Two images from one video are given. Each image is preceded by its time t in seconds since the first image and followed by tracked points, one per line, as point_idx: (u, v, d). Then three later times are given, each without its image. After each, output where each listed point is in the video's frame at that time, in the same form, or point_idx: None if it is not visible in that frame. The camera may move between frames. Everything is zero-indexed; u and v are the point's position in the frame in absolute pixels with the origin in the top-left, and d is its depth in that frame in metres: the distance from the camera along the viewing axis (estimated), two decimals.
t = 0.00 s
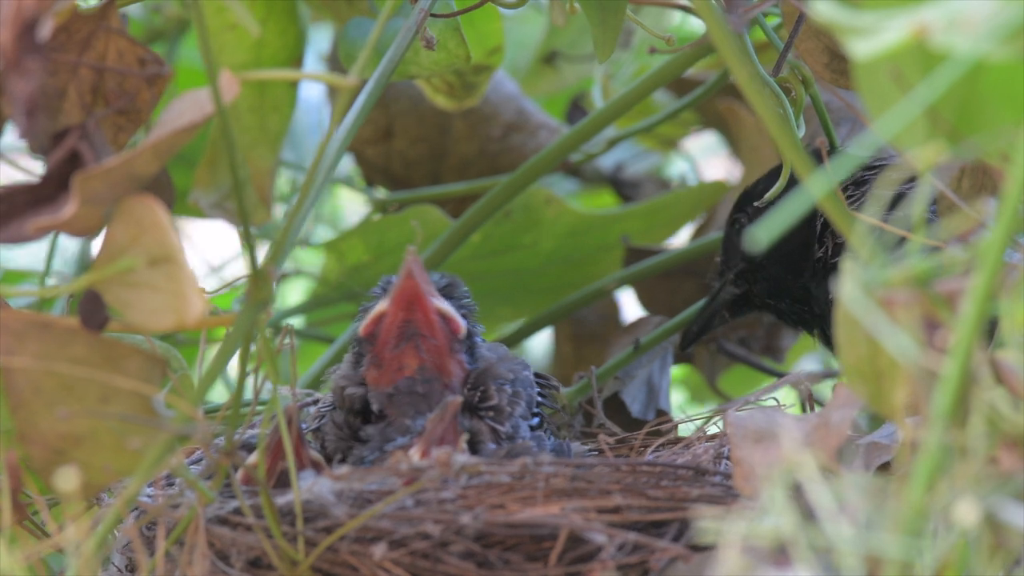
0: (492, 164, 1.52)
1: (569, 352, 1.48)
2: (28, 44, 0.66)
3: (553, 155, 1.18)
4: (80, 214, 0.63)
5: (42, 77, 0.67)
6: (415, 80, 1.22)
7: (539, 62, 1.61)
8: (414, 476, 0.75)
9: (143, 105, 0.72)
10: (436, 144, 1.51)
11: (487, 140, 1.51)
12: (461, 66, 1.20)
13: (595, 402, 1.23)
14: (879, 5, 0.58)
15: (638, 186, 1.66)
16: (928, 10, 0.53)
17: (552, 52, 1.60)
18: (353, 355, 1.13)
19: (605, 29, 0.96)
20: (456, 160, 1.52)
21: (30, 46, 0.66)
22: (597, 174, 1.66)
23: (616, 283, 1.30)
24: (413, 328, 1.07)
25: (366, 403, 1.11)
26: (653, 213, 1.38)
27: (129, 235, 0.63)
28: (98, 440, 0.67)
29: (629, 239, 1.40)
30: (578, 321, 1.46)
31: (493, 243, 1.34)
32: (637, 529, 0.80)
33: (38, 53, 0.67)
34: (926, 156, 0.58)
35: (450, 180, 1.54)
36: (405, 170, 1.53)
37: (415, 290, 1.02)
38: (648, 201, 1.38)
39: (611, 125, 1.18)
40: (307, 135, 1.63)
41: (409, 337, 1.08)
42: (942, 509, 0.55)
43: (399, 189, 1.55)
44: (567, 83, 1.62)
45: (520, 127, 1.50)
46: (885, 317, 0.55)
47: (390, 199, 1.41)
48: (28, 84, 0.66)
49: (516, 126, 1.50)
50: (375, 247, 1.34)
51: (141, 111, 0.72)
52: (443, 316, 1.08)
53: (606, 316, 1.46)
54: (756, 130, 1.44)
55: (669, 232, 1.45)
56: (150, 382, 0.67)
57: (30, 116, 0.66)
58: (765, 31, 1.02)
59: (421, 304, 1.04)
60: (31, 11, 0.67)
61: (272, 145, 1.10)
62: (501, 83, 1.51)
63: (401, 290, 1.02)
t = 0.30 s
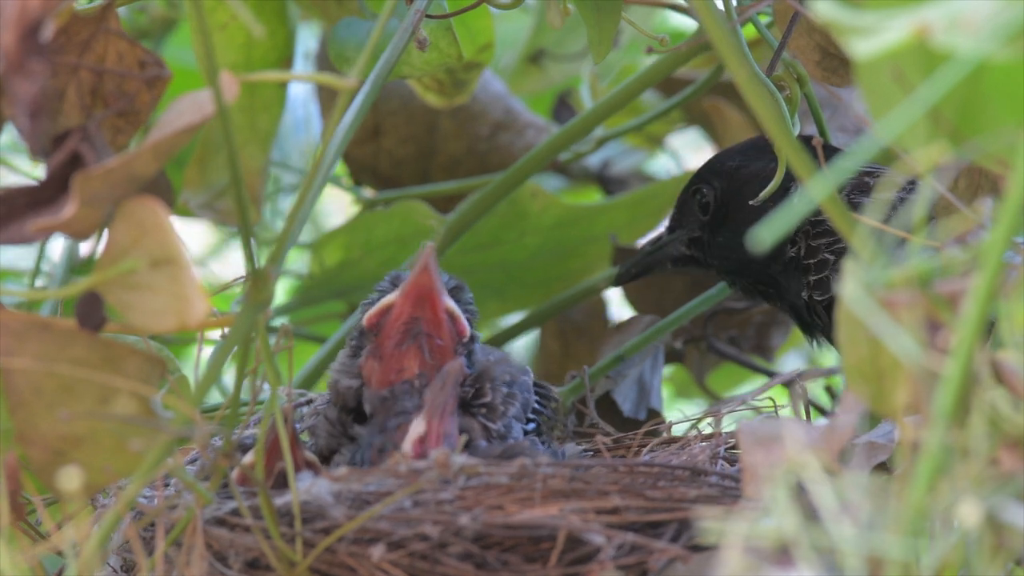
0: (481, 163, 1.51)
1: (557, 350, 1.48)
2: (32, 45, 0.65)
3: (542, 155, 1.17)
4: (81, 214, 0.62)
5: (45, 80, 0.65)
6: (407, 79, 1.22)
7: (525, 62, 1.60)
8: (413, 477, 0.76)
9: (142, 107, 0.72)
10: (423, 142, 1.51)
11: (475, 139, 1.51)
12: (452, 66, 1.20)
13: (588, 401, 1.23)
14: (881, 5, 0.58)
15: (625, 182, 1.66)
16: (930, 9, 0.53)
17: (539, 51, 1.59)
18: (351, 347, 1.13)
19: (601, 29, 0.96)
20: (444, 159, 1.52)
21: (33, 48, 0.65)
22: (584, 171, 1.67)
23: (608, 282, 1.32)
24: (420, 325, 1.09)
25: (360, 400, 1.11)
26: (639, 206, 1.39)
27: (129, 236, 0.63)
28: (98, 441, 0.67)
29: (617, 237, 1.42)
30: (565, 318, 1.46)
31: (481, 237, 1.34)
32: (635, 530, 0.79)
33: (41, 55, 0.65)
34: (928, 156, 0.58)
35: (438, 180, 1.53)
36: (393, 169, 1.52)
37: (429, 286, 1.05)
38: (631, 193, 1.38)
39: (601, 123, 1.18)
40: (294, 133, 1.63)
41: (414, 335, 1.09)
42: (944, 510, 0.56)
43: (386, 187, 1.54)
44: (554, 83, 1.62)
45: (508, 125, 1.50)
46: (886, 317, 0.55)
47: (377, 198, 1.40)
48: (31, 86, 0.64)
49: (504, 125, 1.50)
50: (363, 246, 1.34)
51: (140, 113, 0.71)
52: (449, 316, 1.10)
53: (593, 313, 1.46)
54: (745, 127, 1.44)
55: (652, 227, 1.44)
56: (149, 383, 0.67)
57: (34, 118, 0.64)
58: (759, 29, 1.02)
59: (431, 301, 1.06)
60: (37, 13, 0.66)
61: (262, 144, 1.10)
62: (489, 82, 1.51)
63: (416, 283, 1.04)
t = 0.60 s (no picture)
0: (491, 163, 1.52)
1: (566, 350, 1.48)
2: (26, 43, 0.65)
3: (550, 155, 1.17)
4: (79, 210, 0.63)
5: (41, 75, 0.67)
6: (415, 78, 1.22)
7: (537, 62, 1.61)
8: (413, 474, 0.76)
9: (141, 104, 0.72)
10: (435, 142, 1.51)
11: (486, 139, 1.51)
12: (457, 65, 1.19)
13: (595, 401, 1.23)
14: (878, 5, 0.58)
15: (637, 184, 1.65)
16: (925, 9, 0.52)
17: (551, 51, 1.60)
18: (351, 355, 1.15)
19: (604, 28, 0.97)
20: (455, 159, 1.52)
21: (26, 44, 0.65)
22: (596, 173, 1.66)
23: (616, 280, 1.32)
24: (419, 324, 1.09)
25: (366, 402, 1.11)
26: (646, 208, 1.41)
27: (126, 233, 0.63)
28: (96, 438, 0.68)
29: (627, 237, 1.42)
30: (574, 318, 1.46)
31: (489, 238, 1.34)
32: (636, 529, 0.79)
33: (33, 50, 0.66)
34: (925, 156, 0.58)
35: (448, 180, 1.53)
36: (404, 168, 1.52)
37: (425, 283, 1.05)
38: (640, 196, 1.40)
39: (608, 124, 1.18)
40: (306, 132, 1.63)
41: (413, 333, 1.10)
42: (939, 510, 0.56)
43: (394, 186, 1.53)
44: (565, 83, 1.62)
45: (519, 125, 1.51)
46: (884, 317, 0.55)
47: (388, 198, 1.41)
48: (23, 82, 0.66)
49: (515, 125, 1.51)
50: (373, 245, 1.34)
51: (138, 110, 0.72)
52: (448, 314, 1.11)
53: (601, 315, 1.47)
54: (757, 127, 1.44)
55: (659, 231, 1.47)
56: (147, 381, 0.67)
57: (28, 114, 0.66)
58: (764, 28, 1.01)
59: (427, 298, 1.06)
60: (29, 10, 0.66)
61: (270, 142, 1.10)
62: (499, 82, 1.52)
63: (411, 281, 1.04)
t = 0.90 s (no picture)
0: (474, 167, 1.51)
1: (551, 355, 1.48)
2: (26, 46, 0.66)
3: (534, 159, 1.17)
4: (74, 212, 0.62)
5: (35, 80, 0.66)
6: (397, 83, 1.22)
7: (519, 66, 1.60)
8: (407, 478, 0.75)
9: (134, 108, 0.71)
10: (418, 147, 1.51)
11: (469, 144, 1.51)
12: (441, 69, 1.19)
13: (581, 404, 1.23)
14: (876, 6, 0.58)
15: (619, 188, 1.65)
16: (924, 10, 0.53)
17: (533, 55, 1.59)
18: (345, 354, 1.15)
19: (594, 35, 0.96)
20: (438, 163, 1.51)
21: (24, 48, 0.66)
22: (578, 176, 1.66)
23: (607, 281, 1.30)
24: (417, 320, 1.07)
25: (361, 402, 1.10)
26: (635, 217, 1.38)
27: (121, 237, 0.63)
28: (92, 444, 0.67)
29: (610, 242, 1.39)
30: (560, 324, 1.46)
31: (474, 245, 1.34)
32: (629, 532, 0.79)
33: (32, 56, 0.66)
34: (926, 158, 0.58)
35: (432, 183, 1.53)
36: (387, 174, 1.52)
37: (423, 282, 1.02)
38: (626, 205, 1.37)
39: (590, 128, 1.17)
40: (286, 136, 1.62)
41: (410, 330, 1.09)
42: (940, 509, 0.56)
43: (378, 192, 1.53)
44: (547, 88, 1.61)
45: (501, 130, 1.50)
46: (886, 319, 0.55)
47: (372, 202, 1.39)
48: (21, 87, 0.65)
49: (497, 129, 1.50)
50: (357, 251, 1.34)
51: (133, 114, 0.71)
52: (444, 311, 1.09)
53: (586, 320, 1.46)
54: (737, 131, 1.45)
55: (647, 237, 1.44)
56: (142, 386, 0.67)
57: (24, 119, 0.66)
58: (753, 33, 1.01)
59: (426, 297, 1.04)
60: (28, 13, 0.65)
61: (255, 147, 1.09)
62: (483, 86, 1.52)
63: (409, 279, 1.02)
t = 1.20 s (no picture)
0: (463, 167, 1.51)
1: (542, 356, 1.47)
2: (27, 52, 0.65)
3: (525, 159, 1.17)
4: (75, 218, 0.63)
5: (39, 83, 0.66)
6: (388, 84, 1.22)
7: (505, 66, 1.59)
8: (405, 480, 0.76)
9: (132, 111, 0.72)
10: (405, 147, 1.50)
11: (457, 145, 1.51)
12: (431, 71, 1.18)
13: (574, 405, 1.23)
14: (878, 6, 0.58)
15: (605, 187, 1.63)
16: (927, 10, 0.52)
17: (519, 55, 1.58)
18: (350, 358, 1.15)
19: (587, 41, 0.96)
20: (425, 164, 1.51)
21: (27, 51, 0.65)
22: (564, 176, 1.65)
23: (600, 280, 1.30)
24: (407, 319, 1.10)
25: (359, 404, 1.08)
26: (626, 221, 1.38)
27: (119, 240, 0.63)
28: (92, 446, 0.67)
29: (599, 241, 1.39)
30: (549, 324, 1.46)
31: (466, 247, 1.34)
32: (627, 533, 0.79)
33: (35, 58, 0.66)
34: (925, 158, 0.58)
35: (420, 184, 1.53)
36: (374, 176, 1.52)
37: (410, 279, 1.05)
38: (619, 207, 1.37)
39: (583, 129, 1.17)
40: (272, 138, 1.62)
41: (402, 330, 1.11)
42: (940, 510, 0.56)
43: (367, 193, 1.53)
44: (532, 88, 1.60)
45: (489, 129, 1.50)
46: (885, 320, 0.55)
47: (358, 203, 1.39)
48: (24, 90, 0.65)
49: (485, 129, 1.50)
50: (349, 254, 1.34)
51: (131, 119, 0.72)
52: (438, 307, 1.11)
53: (576, 318, 1.46)
54: (725, 130, 1.43)
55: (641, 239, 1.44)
56: (140, 387, 0.67)
57: (27, 122, 0.65)
58: (746, 33, 1.00)
59: (415, 294, 1.07)
60: (31, 18, 0.65)
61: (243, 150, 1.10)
62: (471, 87, 1.52)
63: (396, 278, 1.04)
